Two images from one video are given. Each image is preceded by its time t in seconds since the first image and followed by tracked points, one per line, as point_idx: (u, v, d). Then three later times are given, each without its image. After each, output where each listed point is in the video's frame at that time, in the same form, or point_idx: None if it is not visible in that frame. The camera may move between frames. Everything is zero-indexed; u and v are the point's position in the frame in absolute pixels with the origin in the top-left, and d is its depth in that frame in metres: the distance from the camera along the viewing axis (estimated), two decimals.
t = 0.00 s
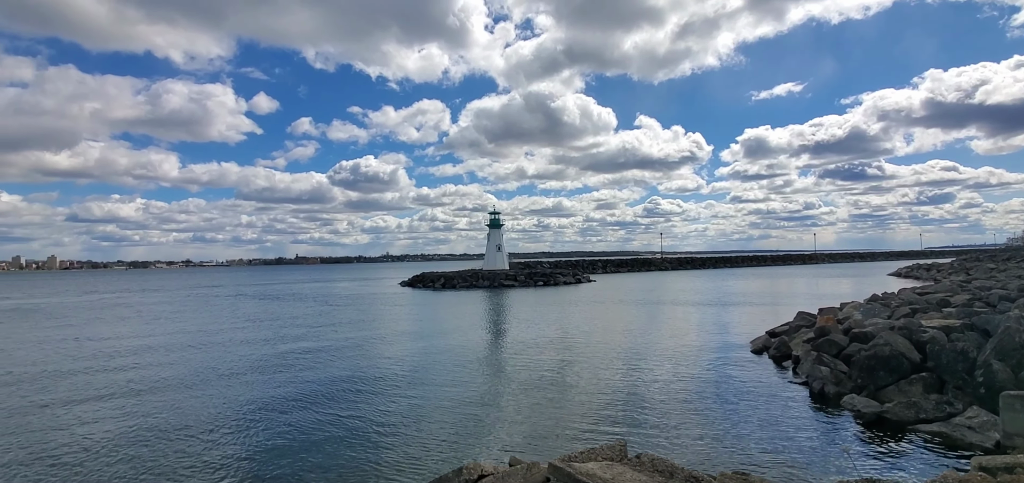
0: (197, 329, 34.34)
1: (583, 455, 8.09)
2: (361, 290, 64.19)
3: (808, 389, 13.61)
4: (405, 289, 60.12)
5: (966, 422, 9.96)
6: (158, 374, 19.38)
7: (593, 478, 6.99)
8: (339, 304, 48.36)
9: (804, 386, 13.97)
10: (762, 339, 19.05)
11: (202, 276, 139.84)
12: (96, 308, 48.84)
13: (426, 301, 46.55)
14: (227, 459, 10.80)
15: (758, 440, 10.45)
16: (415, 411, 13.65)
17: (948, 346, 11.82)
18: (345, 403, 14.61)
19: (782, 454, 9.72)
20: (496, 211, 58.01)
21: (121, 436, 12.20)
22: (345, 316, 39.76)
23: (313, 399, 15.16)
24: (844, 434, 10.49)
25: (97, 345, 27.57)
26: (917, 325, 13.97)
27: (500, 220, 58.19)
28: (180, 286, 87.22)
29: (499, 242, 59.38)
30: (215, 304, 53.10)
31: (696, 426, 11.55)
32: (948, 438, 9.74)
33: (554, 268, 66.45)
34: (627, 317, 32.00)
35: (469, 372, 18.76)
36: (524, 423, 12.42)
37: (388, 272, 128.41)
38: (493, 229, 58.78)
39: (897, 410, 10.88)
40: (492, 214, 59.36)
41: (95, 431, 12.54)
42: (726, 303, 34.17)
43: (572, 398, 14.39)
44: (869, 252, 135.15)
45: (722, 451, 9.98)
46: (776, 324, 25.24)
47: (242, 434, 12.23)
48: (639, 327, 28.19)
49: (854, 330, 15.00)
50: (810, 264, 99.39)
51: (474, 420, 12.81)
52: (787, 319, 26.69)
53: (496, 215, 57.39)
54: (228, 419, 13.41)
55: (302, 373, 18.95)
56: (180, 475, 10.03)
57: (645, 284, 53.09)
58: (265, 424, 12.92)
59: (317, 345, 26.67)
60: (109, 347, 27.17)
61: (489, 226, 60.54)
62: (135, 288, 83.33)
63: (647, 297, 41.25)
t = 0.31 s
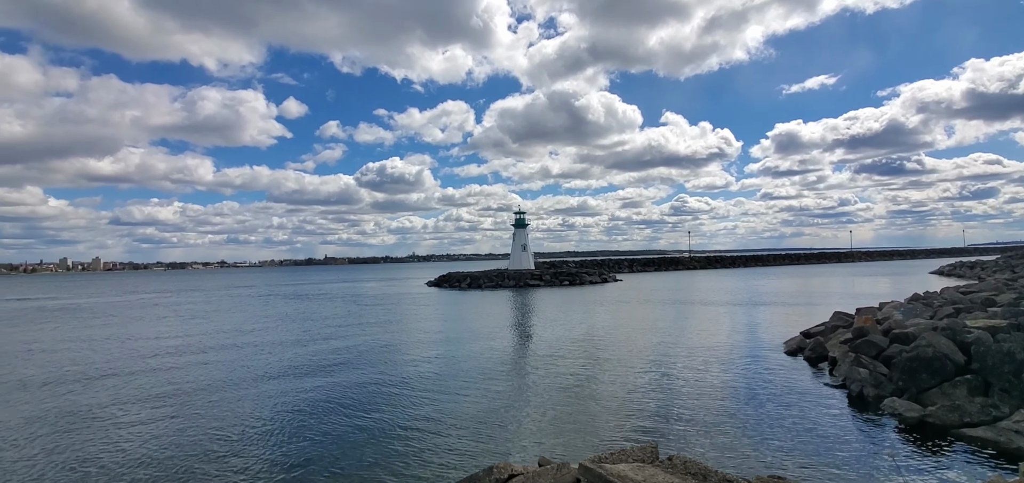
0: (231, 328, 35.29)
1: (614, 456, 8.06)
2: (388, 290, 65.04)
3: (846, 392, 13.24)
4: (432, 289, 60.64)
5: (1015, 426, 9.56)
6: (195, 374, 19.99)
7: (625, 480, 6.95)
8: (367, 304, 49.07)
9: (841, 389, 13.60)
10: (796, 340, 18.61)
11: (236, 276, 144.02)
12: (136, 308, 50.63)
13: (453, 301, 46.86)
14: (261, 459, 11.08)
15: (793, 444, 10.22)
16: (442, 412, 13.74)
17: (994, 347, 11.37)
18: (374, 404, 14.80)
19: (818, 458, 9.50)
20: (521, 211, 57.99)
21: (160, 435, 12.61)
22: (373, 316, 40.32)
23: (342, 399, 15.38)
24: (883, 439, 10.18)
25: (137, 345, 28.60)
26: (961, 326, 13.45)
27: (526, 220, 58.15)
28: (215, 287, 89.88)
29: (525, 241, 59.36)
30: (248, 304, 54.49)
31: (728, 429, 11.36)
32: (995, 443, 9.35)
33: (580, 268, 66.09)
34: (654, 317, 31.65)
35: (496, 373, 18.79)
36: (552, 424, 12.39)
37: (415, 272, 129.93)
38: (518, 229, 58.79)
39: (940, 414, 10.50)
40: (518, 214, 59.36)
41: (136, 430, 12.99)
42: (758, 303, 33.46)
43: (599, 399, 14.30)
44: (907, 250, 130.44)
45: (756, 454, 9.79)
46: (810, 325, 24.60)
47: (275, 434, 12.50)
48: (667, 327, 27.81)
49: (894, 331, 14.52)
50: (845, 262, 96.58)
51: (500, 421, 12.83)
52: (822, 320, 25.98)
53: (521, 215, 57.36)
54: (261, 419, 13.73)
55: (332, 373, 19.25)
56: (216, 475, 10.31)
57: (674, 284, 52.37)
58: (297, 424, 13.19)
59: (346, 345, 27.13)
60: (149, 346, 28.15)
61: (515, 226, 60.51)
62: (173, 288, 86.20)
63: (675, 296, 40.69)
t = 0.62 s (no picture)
0: (261, 330, 36.06)
1: (645, 458, 7.99)
2: (413, 291, 65.64)
3: (884, 393, 12.86)
4: (455, 289, 61.01)
5: None
6: (227, 374, 20.53)
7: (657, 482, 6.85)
8: (392, 305, 49.62)
9: (879, 389, 13.21)
10: (830, 339, 18.14)
11: (265, 279, 147.26)
12: (170, 311, 52.12)
13: (476, 301, 47.00)
14: (290, 458, 11.26)
15: (829, 447, 9.97)
16: (467, 412, 13.79)
17: None
18: (399, 404, 14.95)
19: (855, 461, 9.25)
20: (544, 211, 57.85)
21: (193, 435, 12.91)
22: (398, 317, 40.74)
23: (369, 399, 15.58)
24: (925, 441, 9.85)
25: (172, 347, 29.44)
26: (1008, 323, 12.93)
27: (548, 220, 58.01)
28: (245, 289, 91.97)
29: (548, 241, 59.22)
30: (277, 306, 55.63)
31: (760, 430, 11.17)
32: None
33: (604, 267, 65.64)
34: (681, 316, 31.23)
35: (520, 373, 18.82)
36: (577, 424, 12.34)
37: (439, 273, 130.95)
38: (541, 229, 58.66)
39: (986, 416, 10.11)
40: (540, 214, 59.22)
41: (170, 430, 13.34)
42: (788, 301, 32.74)
43: (624, 399, 14.18)
44: (944, 244, 126.16)
45: (788, 456, 9.61)
46: (843, 324, 23.95)
47: (303, 434, 12.70)
48: (694, 327, 27.41)
49: (935, 329, 14.03)
50: (878, 259, 93.77)
51: (525, 421, 12.81)
52: (856, 318, 25.28)
53: (544, 215, 57.20)
54: (290, 419, 13.98)
55: (358, 374, 19.49)
56: (247, 474, 10.51)
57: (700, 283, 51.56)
58: (325, 424, 13.39)
59: (372, 345, 27.45)
60: (182, 348, 28.98)
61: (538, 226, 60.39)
62: (204, 291, 88.57)
63: (702, 295, 40.09)
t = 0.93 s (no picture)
0: (310, 333, 37.22)
1: (699, 457, 7.84)
2: (454, 292, 66.36)
3: (954, 388, 12.16)
4: (495, 289, 61.29)
5: None
6: (279, 377, 21.24)
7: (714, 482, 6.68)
8: (434, 307, 50.30)
9: (948, 384, 12.50)
10: (892, 332, 17.28)
11: (312, 284, 151.86)
12: (225, 317, 54.44)
13: (517, 301, 47.08)
14: (339, 459, 11.48)
15: (893, 445, 9.52)
16: (510, 412, 13.76)
17: None
18: (444, 405, 15.05)
19: (923, 461, 8.79)
20: (582, 208, 57.39)
21: (247, 437, 13.36)
22: (440, 318, 41.25)
23: (413, 401, 15.72)
24: (1000, 439, 9.26)
25: (228, 351, 30.76)
26: None
27: (587, 217, 57.50)
28: (293, 294, 95.10)
29: (587, 238, 58.72)
30: (323, 310, 57.27)
31: (818, 428, 10.76)
32: None
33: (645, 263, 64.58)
34: (727, 311, 30.40)
35: (562, 372, 18.65)
36: (623, 424, 12.12)
37: (479, 274, 131.86)
38: (579, 226, 58.21)
39: None
40: (578, 211, 58.75)
41: (226, 432, 13.86)
42: (841, 293, 31.36)
43: (671, 397, 13.88)
44: (1014, 228, 118.09)
45: (848, 456, 9.21)
46: (903, 316, 22.76)
47: (351, 436, 12.97)
48: (742, 322, 26.60)
49: (1010, 319, 13.15)
50: (940, 245, 88.72)
51: (569, 421, 12.68)
52: (918, 309, 24.00)
53: (582, 212, 56.72)
54: (338, 420, 14.26)
55: (402, 375, 19.81)
56: (298, 474, 10.79)
57: (747, 276, 50.02)
58: (371, 425, 13.62)
59: (417, 347, 27.90)
60: (237, 352, 30.22)
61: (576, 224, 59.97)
62: (255, 297, 92.08)
63: (749, 289, 38.89)
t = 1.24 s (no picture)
0: (361, 335, 38.23)
1: (764, 453, 7.61)
2: (498, 290, 66.73)
3: None
4: (539, 285, 61.23)
5: None
6: (332, 378, 21.89)
7: (782, 478, 6.43)
8: (479, 305, 50.72)
9: None
10: (966, 314, 16.20)
11: (361, 287, 155.96)
12: (280, 322, 56.66)
13: (561, 296, 46.87)
14: (393, 458, 11.69)
15: (972, 435, 8.94)
16: (560, 408, 13.68)
17: None
18: (493, 402, 15.10)
19: (1009, 452, 8.21)
20: (623, 200, 56.53)
21: (305, 438, 13.79)
22: (486, 316, 41.54)
23: (463, 398, 15.87)
24: None
25: (285, 355, 32.02)
26: None
27: (629, 209, 56.62)
28: (344, 298, 97.85)
29: (630, 230, 57.83)
30: (372, 312, 58.73)
31: (889, 418, 10.23)
32: None
33: (692, 252, 63.03)
34: (782, 299, 29.30)
35: (611, 367, 18.41)
36: (678, 419, 11.84)
37: (522, 270, 131.97)
38: (622, 218, 57.39)
39: None
40: (620, 203, 57.92)
41: (285, 434, 14.36)
42: (906, 275, 29.67)
43: (726, 390, 13.49)
44: None
45: (923, 448, 8.69)
46: (977, 296, 21.32)
47: (404, 435, 13.18)
48: (799, 309, 25.58)
49: None
50: (1015, 219, 82.64)
51: (621, 417, 12.48)
52: (994, 288, 22.43)
53: (623, 204, 55.89)
54: (391, 420, 14.54)
55: (450, 374, 20.04)
56: (355, 474, 11.04)
57: (802, 262, 48.03)
58: (423, 425, 13.81)
59: (464, 346, 28.21)
60: (293, 356, 31.41)
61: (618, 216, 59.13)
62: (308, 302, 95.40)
63: (805, 275, 37.32)
